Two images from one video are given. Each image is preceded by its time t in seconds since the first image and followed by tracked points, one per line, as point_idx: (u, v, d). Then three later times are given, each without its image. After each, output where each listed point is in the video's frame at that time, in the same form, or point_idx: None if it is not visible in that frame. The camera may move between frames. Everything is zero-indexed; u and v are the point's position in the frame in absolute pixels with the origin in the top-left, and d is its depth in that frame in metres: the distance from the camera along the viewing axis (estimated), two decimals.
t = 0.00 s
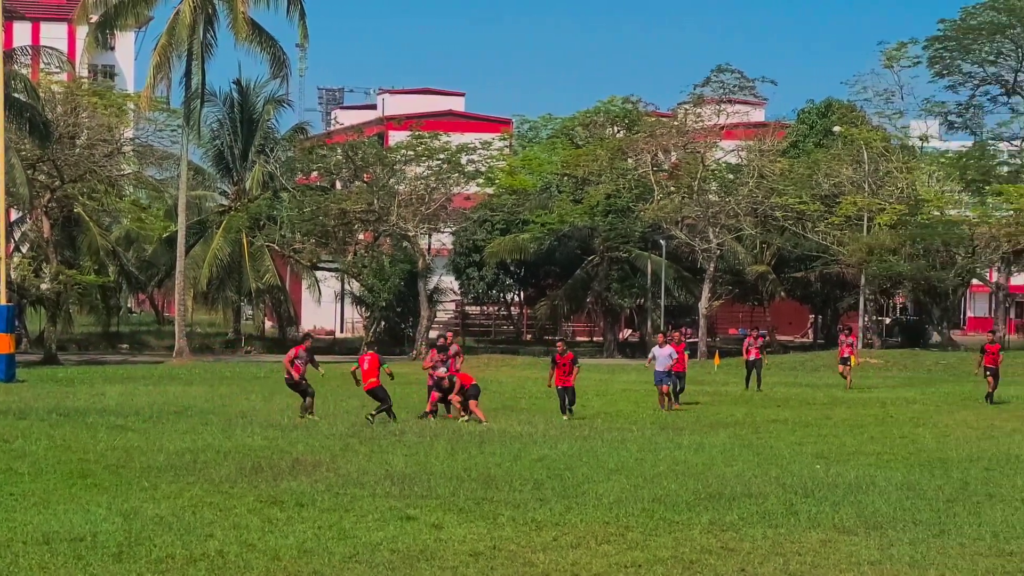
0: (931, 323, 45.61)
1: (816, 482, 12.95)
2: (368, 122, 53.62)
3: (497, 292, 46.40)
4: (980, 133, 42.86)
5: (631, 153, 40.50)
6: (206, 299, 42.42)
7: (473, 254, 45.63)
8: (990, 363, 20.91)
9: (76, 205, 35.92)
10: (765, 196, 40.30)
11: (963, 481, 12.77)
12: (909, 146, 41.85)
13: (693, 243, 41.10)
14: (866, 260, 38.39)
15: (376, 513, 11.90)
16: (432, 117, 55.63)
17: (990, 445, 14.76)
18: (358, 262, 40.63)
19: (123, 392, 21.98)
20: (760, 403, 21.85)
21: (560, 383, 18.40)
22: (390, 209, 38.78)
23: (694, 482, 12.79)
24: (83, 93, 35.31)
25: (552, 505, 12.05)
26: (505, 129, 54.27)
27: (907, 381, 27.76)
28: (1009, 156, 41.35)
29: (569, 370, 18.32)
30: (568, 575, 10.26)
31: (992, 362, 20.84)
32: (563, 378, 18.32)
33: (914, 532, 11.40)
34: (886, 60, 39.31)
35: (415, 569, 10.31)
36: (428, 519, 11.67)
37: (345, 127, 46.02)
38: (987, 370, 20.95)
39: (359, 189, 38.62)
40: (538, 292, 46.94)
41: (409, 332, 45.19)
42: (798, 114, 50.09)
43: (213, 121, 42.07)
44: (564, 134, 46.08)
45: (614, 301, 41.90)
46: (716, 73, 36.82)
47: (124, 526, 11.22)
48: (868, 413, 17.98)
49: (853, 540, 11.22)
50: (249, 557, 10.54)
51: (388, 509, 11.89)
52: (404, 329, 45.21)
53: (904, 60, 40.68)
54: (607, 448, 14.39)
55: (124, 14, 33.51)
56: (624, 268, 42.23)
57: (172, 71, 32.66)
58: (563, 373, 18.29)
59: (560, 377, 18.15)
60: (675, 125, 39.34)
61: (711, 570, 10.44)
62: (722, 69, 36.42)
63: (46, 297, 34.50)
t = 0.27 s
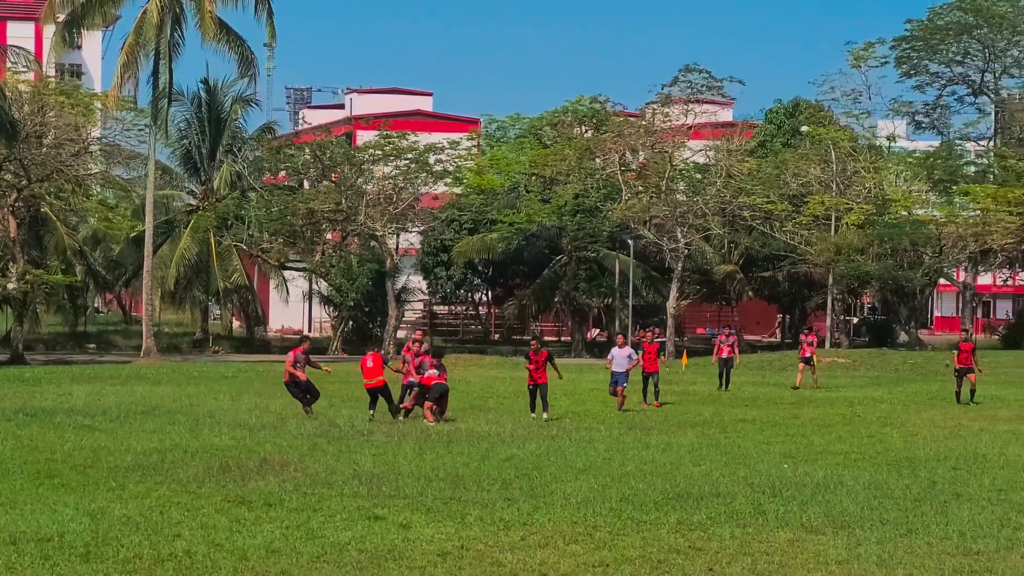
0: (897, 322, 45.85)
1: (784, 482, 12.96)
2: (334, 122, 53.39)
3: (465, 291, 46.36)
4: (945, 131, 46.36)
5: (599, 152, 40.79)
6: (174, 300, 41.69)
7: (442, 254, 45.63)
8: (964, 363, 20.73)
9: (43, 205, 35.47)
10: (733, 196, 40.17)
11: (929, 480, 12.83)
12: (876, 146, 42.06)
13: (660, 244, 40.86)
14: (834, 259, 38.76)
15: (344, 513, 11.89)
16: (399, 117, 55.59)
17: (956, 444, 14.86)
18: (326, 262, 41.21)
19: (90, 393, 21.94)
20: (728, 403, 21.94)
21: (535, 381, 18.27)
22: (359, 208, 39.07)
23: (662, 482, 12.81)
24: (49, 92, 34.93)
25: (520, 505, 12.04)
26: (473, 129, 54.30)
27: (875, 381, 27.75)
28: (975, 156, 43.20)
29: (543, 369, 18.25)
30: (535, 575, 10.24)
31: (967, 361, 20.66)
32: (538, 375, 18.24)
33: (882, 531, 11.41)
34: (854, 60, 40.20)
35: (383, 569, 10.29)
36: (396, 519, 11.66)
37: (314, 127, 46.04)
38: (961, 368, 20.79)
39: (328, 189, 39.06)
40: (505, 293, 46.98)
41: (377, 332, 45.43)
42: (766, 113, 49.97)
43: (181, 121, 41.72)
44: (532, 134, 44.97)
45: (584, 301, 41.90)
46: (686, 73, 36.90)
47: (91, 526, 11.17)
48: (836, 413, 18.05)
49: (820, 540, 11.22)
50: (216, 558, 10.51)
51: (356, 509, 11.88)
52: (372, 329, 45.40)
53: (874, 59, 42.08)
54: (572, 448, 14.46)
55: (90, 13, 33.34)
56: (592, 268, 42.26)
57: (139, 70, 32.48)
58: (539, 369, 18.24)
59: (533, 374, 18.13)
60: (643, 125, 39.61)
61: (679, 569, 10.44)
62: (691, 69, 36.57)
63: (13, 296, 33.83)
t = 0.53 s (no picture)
0: (871, 322, 45.95)
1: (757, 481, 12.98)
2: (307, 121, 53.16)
3: (438, 291, 46.34)
4: (919, 131, 46.67)
5: (572, 152, 40.83)
6: (147, 299, 41.38)
7: (415, 254, 45.52)
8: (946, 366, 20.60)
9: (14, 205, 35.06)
10: (706, 196, 40.25)
11: (902, 480, 12.88)
12: (848, 146, 41.92)
13: (634, 243, 41.17)
14: (807, 259, 38.72)
15: (318, 512, 11.89)
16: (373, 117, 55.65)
17: (929, 444, 14.96)
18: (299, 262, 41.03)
19: (63, 393, 21.92)
20: (702, 403, 22.03)
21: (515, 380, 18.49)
22: (331, 208, 38.36)
23: (636, 482, 12.83)
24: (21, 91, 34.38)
25: (494, 505, 12.04)
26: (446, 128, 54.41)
27: (847, 381, 27.77)
28: (948, 156, 43.41)
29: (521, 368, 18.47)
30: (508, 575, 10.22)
31: (948, 363, 20.55)
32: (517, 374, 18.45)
33: (856, 530, 11.42)
34: (827, 60, 40.29)
35: (356, 569, 10.26)
36: (369, 519, 11.66)
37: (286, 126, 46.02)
38: (942, 370, 20.66)
39: (301, 189, 38.08)
40: (479, 293, 46.86)
41: (351, 331, 45.49)
42: (740, 113, 50.01)
43: (154, 120, 41.72)
44: (505, 134, 44.80)
45: (557, 301, 41.69)
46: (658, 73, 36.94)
47: (63, 526, 11.12)
48: (808, 413, 18.14)
49: (794, 539, 11.22)
50: (189, 557, 10.48)
51: (329, 509, 11.87)
52: (346, 329, 45.46)
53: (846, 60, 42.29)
54: (544, 446, 14.52)
55: (63, 13, 33.31)
56: (566, 267, 42.05)
57: (112, 69, 32.30)
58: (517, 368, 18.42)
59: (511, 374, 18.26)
60: (617, 125, 39.65)
61: (652, 569, 10.43)
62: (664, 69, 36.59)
63: None
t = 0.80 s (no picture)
0: (846, 322, 46.02)
1: (731, 481, 13.01)
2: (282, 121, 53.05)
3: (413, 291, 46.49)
4: (893, 131, 46.76)
5: (546, 152, 40.58)
6: (120, 300, 41.33)
7: (389, 254, 45.65)
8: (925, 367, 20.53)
9: None
10: (681, 196, 40.00)
11: (877, 479, 12.92)
12: (822, 145, 42.76)
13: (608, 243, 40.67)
14: (782, 259, 39.21)
15: (293, 512, 11.89)
16: (348, 117, 55.78)
17: (903, 444, 15.06)
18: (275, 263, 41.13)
19: (37, 393, 21.89)
20: (677, 402, 22.14)
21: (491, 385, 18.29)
22: (306, 208, 38.15)
23: (610, 482, 12.85)
24: None
25: (469, 505, 12.03)
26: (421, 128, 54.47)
27: (821, 381, 27.82)
28: (922, 155, 43.46)
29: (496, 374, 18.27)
30: (482, 575, 10.21)
31: (926, 364, 20.46)
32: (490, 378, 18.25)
33: (830, 530, 11.43)
34: (801, 60, 40.34)
35: (331, 569, 10.24)
36: (344, 519, 11.65)
37: (261, 126, 46.06)
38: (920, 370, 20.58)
39: (274, 189, 38.02)
40: (453, 293, 47.11)
41: (324, 331, 45.72)
42: (713, 113, 50.11)
43: (127, 119, 41.55)
44: (478, 134, 44.49)
45: (530, 301, 41.83)
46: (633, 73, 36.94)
47: (37, 527, 11.10)
48: (781, 414, 18.22)
49: (768, 539, 11.23)
50: (164, 557, 10.47)
51: (303, 509, 11.87)
52: (320, 329, 45.56)
53: (820, 60, 42.37)
54: (518, 446, 14.58)
55: (36, 12, 33.28)
56: (540, 268, 42.18)
57: (86, 68, 32.20)
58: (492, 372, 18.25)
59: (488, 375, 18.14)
60: (590, 125, 39.49)
61: (627, 568, 10.43)
62: (638, 69, 36.65)
63: None
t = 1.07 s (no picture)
0: (828, 321, 45.79)
1: (713, 481, 13.04)
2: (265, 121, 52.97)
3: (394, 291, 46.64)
4: (875, 131, 46.86)
5: (529, 152, 40.56)
6: (103, 299, 41.48)
7: (371, 254, 45.96)
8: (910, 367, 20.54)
9: None
10: (663, 195, 40.49)
11: (859, 479, 12.95)
12: (804, 145, 42.84)
13: (590, 243, 41.05)
14: (763, 259, 38.83)
15: (275, 512, 11.89)
16: (330, 116, 55.90)
17: (885, 444, 15.12)
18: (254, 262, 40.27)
19: (18, 393, 21.87)
20: (660, 402, 22.19)
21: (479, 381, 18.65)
22: (288, 208, 38.14)
23: (592, 481, 12.87)
24: None
25: (451, 505, 12.03)
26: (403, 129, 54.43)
27: (802, 381, 27.79)
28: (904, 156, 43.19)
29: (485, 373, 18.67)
30: (464, 575, 10.19)
31: (910, 364, 20.43)
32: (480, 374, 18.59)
33: (812, 529, 11.44)
34: (783, 60, 40.35)
35: (312, 569, 10.22)
36: (326, 519, 11.65)
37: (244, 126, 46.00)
38: (905, 371, 20.62)
39: (257, 189, 38.00)
40: (435, 292, 47.14)
41: (306, 331, 45.65)
42: (696, 113, 50.18)
43: (110, 119, 41.20)
44: (462, 133, 44.40)
45: (512, 301, 41.94)
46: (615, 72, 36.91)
47: (18, 526, 11.09)
48: (764, 414, 18.27)
49: (750, 538, 11.23)
50: (145, 557, 10.45)
51: (285, 509, 11.87)
52: (301, 329, 45.59)
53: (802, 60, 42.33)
54: (500, 445, 14.61)
55: (18, 12, 33.25)
56: (522, 268, 42.11)
57: (68, 68, 32.17)
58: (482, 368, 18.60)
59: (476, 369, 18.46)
60: (573, 124, 39.76)
61: (609, 568, 10.43)
62: (620, 69, 36.62)
63: None
